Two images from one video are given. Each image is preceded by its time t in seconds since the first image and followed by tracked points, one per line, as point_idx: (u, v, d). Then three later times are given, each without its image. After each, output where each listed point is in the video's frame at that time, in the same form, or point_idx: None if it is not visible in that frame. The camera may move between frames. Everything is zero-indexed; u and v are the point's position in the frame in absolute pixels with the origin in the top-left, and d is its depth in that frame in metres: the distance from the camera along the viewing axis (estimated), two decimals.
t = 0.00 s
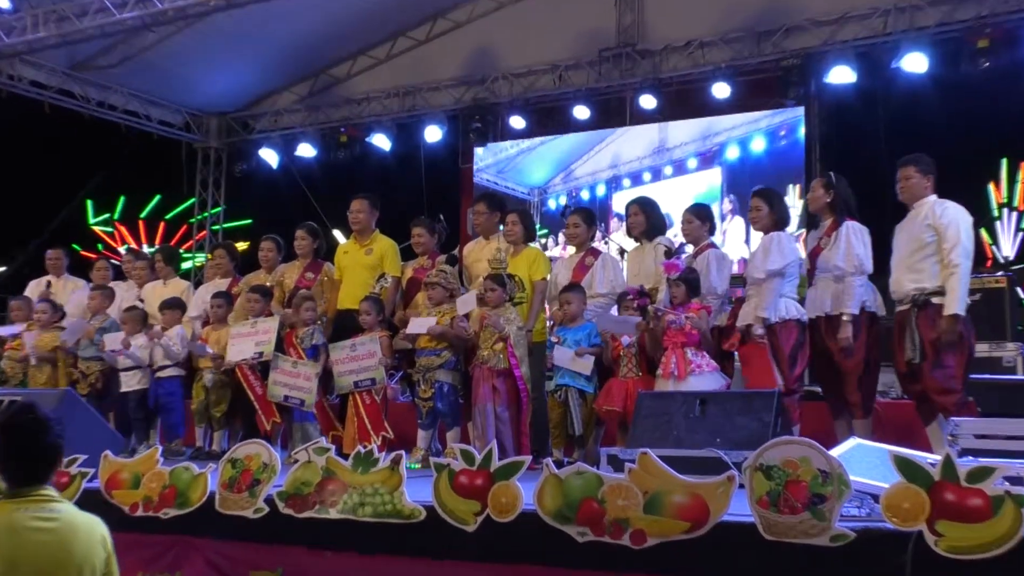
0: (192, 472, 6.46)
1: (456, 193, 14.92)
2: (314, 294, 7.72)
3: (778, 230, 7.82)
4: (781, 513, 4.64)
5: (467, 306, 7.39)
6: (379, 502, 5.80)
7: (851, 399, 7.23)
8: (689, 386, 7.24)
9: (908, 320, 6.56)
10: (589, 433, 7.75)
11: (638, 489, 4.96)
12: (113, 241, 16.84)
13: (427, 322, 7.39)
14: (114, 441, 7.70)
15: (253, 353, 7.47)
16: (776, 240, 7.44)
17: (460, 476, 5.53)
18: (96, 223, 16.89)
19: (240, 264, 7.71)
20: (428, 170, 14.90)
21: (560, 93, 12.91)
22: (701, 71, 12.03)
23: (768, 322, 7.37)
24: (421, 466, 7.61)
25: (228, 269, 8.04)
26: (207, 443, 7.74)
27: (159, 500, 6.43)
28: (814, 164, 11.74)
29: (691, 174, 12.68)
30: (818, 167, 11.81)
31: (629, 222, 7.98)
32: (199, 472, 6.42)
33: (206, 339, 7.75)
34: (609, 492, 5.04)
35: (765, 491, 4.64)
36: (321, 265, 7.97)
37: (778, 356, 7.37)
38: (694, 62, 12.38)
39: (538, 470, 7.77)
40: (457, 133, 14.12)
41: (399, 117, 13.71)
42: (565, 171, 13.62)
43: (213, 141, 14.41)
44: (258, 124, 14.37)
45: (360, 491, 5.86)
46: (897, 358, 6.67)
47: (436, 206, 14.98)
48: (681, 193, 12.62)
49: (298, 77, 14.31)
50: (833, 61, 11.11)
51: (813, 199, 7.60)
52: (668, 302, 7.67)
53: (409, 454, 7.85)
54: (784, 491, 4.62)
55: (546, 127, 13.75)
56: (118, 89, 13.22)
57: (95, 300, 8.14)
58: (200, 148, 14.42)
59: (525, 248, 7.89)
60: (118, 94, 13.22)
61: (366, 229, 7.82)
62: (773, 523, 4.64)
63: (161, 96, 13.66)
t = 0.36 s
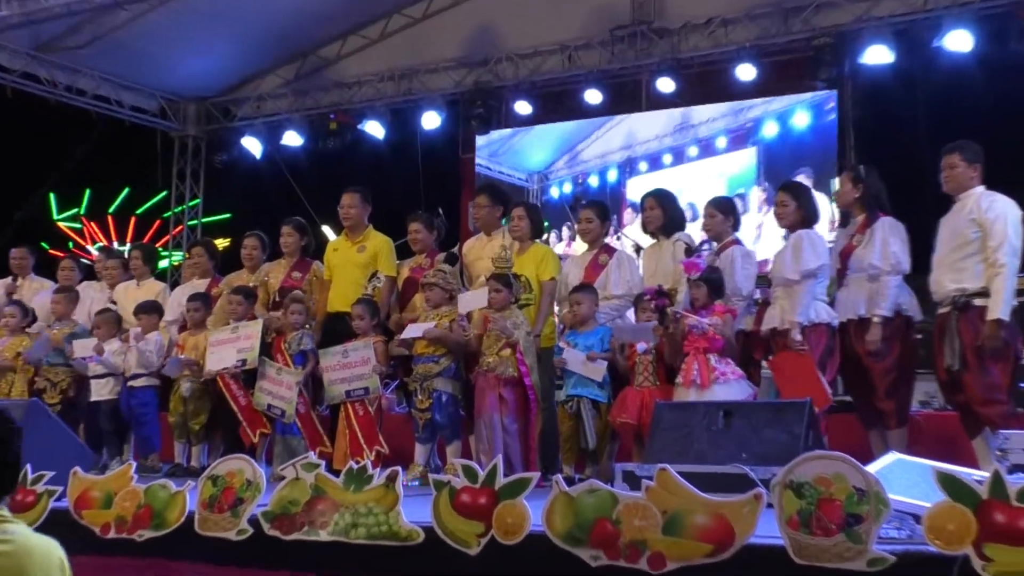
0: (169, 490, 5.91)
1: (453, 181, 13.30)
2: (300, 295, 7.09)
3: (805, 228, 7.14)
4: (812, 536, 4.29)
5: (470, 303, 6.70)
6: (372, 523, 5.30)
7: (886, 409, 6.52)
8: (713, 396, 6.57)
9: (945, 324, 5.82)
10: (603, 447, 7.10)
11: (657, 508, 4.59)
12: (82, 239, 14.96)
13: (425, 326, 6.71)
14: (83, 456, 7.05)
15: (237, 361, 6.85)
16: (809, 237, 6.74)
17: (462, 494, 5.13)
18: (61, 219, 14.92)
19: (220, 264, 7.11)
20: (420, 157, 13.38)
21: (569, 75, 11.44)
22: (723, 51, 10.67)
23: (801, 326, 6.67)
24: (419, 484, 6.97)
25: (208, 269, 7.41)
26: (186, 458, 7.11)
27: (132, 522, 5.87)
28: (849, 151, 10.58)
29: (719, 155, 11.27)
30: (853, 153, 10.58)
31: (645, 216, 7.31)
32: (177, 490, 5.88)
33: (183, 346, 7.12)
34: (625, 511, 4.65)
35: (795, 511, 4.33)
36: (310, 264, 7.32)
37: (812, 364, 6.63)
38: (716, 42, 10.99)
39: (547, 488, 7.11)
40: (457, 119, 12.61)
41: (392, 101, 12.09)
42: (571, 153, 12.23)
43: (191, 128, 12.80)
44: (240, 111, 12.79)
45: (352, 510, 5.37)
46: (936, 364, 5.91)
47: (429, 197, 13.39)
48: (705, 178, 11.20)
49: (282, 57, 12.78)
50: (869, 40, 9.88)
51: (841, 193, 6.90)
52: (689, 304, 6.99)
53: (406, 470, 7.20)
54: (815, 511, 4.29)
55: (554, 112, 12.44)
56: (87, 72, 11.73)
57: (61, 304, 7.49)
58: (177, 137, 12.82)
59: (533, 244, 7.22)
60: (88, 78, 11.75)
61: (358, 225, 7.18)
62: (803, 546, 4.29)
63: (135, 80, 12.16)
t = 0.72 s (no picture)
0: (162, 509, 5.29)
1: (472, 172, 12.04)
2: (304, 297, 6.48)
3: (853, 224, 6.31)
4: (864, 560, 3.86)
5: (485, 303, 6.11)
6: (383, 545, 4.77)
7: (945, 420, 5.88)
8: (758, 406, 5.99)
9: (1014, 326, 5.13)
10: (633, 463, 6.51)
11: (694, 531, 4.10)
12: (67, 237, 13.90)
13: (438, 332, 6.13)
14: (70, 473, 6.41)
15: (234, 369, 6.31)
16: (856, 230, 6.12)
17: (480, 514, 4.63)
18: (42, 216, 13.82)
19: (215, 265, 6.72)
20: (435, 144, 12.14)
21: (595, 58, 10.43)
22: (763, 28, 9.66)
23: (849, 328, 6.06)
24: (435, 503, 6.41)
25: (204, 270, 6.84)
26: (179, 475, 6.55)
27: (123, 544, 5.26)
28: (903, 133, 9.31)
29: (773, 133, 10.07)
30: (907, 143, 9.31)
31: (678, 209, 6.70)
32: (171, 509, 5.28)
33: (175, 353, 6.55)
34: (659, 533, 4.15)
35: (846, 533, 3.92)
36: (314, 263, 6.74)
37: (858, 370, 6.01)
38: (756, 19, 9.80)
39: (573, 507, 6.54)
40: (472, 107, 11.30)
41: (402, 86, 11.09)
42: (597, 133, 10.96)
43: (184, 117, 11.94)
44: (237, 97, 11.85)
45: (361, 532, 4.83)
46: (1004, 372, 5.25)
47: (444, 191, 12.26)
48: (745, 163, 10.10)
49: (281, 39, 11.73)
50: (925, 17, 8.94)
51: (897, 185, 6.22)
52: (726, 306, 6.38)
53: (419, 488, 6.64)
54: (869, 533, 3.87)
55: (581, 98, 11.04)
56: (71, 55, 11.03)
57: (40, 309, 6.93)
58: (170, 126, 11.98)
59: (556, 240, 6.60)
60: (71, 61, 11.04)
61: (364, 222, 6.59)
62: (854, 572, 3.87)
63: (122, 64, 11.40)
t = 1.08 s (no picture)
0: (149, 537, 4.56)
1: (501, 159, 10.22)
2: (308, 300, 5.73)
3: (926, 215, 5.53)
4: None
5: (518, 314, 5.37)
6: None
7: None
8: (818, 424, 5.26)
9: None
10: (679, 485, 5.79)
11: (747, 561, 3.52)
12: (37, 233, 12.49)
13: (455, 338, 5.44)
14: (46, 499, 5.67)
15: (231, 384, 5.69)
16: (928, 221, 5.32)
17: (506, 544, 4.02)
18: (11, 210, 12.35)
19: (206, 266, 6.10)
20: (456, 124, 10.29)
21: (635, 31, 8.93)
22: None
23: (918, 334, 5.25)
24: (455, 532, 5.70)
25: (197, 272, 6.19)
26: (168, 501, 5.87)
27: None
28: (985, 118, 7.97)
29: (858, 99, 8.58)
30: (987, 130, 7.97)
31: (730, 199, 5.92)
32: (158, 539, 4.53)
33: (159, 364, 5.88)
34: (708, 565, 3.56)
35: (920, 566, 3.29)
36: (319, 262, 6.04)
37: (930, 381, 5.23)
38: None
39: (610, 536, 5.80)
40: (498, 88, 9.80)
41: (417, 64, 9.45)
42: (638, 103, 9.50)
43: (171, 100, 10.40)
44: (231, 78, 10.31)
45: (371, 565, 4.11)
46: None
47: (470, 184, 10.33)
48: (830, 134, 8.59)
49: (279, 11, 10.05)
50: None
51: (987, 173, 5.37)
52: (784, 309, 5.63)
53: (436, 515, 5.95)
54: (944, 568, 3.24)
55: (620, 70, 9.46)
56: (46, 31, 9.66)
57: (15, 315, 6.26)
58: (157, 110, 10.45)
59: (589, 235, 5.84)
60: (47, 38, 9.66)
61: (373, 215, 5.90)
62: None
63: (104, 40, 9.96)
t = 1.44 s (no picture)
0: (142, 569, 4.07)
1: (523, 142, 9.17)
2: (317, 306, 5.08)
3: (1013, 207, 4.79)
4: None
5: (556, 318, 4.78)
6: None
7: None
8: (891, 442, 4.61)
9: None
10: (732, 510, 5.14)
11: None
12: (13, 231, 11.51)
13: (482, 347, 4.83)
14: (25, 528, 5.01)
15: (231, 398, 5.08)
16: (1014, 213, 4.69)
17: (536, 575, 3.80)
18: None
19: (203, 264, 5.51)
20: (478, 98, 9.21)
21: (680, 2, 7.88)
22: None
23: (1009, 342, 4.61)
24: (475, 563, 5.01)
25: (192, 273, 5.58)
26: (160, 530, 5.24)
27: None
28: None
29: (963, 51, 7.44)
30: None
31: (791, 188, 5.27)
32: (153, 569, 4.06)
33: (149, 375, 5.26)
34: None
35: None
36: (328, 261, 5.41)
37: None
38: None
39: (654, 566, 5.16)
40: (524, 65, 8.71)
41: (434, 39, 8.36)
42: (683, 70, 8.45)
43: (162, 80, 9.43)
44: (228, 55, 9.27)
45: None
46: None
47: (491, 174, 9.29)
48: (928, 95, 7.50)
49: None
50: None
51: None
52: (851, 314, 4.96)
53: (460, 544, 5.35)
54: None
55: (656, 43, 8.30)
56: (22, 3, 8.72)
57: None
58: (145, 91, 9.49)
59: (631, 229, 5.20)
60: (22, 12, 8.73)
61: (390, 208, 5.27)
62: None
63: (88, 13, 9.03)
